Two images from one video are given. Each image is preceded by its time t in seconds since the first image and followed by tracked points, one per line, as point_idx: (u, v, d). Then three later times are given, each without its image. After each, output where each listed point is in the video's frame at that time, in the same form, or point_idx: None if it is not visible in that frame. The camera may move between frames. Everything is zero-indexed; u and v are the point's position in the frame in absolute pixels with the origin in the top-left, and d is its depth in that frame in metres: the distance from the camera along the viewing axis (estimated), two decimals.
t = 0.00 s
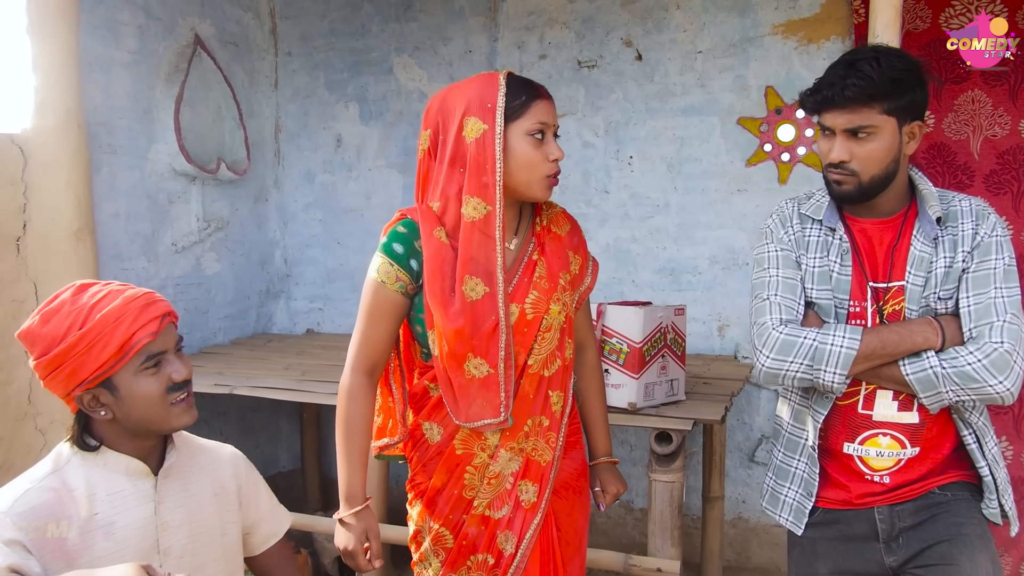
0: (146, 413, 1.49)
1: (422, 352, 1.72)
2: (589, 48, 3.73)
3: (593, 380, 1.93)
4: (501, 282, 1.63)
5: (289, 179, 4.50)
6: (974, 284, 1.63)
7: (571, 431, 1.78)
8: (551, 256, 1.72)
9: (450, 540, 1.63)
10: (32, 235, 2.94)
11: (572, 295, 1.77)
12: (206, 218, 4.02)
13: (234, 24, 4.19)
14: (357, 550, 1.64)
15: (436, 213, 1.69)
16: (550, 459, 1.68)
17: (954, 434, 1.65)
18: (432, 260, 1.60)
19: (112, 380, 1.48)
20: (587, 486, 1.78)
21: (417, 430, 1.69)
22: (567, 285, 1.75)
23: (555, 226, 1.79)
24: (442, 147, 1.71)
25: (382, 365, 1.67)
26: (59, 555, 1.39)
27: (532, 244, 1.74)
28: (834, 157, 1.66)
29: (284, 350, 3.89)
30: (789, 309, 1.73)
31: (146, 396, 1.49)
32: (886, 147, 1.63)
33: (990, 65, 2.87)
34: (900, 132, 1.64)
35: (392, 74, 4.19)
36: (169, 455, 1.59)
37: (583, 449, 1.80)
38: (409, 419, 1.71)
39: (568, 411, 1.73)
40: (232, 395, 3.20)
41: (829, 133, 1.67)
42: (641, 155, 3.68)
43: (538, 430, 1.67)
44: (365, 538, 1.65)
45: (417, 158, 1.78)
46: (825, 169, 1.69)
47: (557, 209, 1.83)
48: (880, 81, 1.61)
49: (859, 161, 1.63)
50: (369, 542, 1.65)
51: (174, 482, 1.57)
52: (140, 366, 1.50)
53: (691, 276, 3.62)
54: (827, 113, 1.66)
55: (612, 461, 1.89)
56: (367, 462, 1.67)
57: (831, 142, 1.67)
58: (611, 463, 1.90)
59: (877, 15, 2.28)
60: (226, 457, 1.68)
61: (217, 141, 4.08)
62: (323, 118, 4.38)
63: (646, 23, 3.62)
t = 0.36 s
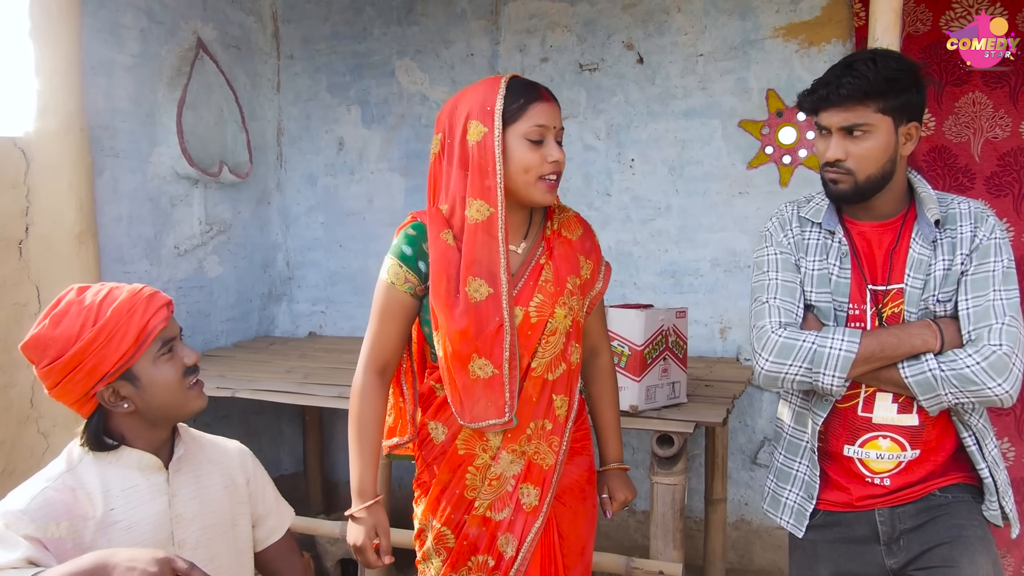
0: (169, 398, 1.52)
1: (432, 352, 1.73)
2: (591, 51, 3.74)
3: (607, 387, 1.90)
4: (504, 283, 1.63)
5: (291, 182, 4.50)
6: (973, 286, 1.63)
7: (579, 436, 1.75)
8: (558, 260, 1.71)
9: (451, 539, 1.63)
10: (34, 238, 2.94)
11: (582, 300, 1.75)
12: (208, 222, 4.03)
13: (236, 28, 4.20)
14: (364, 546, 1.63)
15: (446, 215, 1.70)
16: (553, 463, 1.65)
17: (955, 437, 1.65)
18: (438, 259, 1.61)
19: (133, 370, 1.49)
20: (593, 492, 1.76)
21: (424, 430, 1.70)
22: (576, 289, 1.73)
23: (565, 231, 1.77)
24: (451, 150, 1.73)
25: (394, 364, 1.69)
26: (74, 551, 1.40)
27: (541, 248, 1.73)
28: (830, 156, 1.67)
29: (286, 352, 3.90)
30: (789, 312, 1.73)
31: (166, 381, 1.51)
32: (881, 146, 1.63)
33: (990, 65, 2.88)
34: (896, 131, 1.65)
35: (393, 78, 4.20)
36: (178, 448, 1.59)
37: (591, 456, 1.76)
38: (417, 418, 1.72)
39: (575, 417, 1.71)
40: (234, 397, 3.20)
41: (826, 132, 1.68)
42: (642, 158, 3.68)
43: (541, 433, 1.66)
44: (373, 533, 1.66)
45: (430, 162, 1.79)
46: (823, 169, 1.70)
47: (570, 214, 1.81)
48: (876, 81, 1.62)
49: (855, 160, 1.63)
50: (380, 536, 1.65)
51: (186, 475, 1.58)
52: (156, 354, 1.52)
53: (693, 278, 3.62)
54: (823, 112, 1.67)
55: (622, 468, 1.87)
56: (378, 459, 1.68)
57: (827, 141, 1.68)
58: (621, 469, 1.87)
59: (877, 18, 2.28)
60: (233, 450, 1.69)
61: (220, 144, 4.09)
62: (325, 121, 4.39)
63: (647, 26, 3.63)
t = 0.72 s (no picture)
0: (175, 396, 1.53)
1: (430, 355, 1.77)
2: (588, 56, 3.75)
3: (617, 395, 1.80)
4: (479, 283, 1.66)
5: (289, 187, 4.51)
6: (966, 291, 1.64)
7: (571, 444, 1.72)
8: (543, 265, 1.68)
9: (436, 540, 1.66)
10: (32, 243, 2.94)
11: (570, 305, 1.72)
12: (206, 227, 4.04)
13: (235, 33, 4.22)
14: (362, 541, 1.68)
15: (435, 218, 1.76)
16: (537, 469, 1.63)
17: (949, 440, 1.66)
18: (419, 263, 1.67)
19: (138, 370, 1.49)
20: (587, 501, 1.73)
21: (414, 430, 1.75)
22: (562, 294, 1.69)
23: (557, 234, 1.74)
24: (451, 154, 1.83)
25: (394, 366, 1.75)
26: (82, 552, 1.40)
27: (528, 253, 1.71)
28: (825, 159, 1.67)
29: (284, 357, 3.90)
30: (783, 317, 1.74)
31: (170, 380, 1.53)
32: (876, 149, 1.64)
33: (990, 65, 2.88)
34: (891, 134, 1.66)
35: (391, 83, 4.21)
36: (178, 449, 1.60)
37: (581, 463, 1.73)
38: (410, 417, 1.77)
39: (561, 424, 1.67)
40: (232, 402, 3.20)
41: (821, 136, 1.69)
42: (640, 163, 3.70)
43: (523, 439, 1.64)
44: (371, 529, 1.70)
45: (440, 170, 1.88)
46: (818, 172, 1.70)
47: (564, 218, 1.77)
48: (871, 84, 1.63)
49: (851, 162, 1.64)
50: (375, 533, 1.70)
51: (186, 475, 1.58)
52: (158, 353, 1.53)
53: (690, 283, 3.63)
54: (818, 116, 1.68)
55: (633, 480, 1.76)
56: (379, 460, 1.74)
57: (822, 145, 1.69)
58: (632, 481, 1.77)
59: (872, 24, 2.30)
60: (226, 452, 1.70)
61: (218, 149, 4.10)
62: (324, 126, 4.40)
63: (644, 31, 3.64)
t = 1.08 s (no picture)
0: (166, 396, 1.51)
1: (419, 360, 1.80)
2: (583, 62, 3.77)
3: (607, 397, 1.75)
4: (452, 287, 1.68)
5: (285, 193, 4.52)
6: (958, 294, 1.65)
7: (557, 449, 1.70)
8: (519, 266, 1.68)
9: (424, 543, 1.67)
10: (30, 250, 2.92)
11: (550, 306, 1.70)
12: (203, 233, 4.04)
13: (231, 40, 4.23)
14: (325, 541, 1.75)
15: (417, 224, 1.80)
16: (516, 471, 1.62)
17: (942, 443, 1.67)
18: (398, 269, 1.71)
19: (129, 372, 1.46)
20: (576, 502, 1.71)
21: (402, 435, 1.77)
22: (538, 295, 1.68)
23: (535, 236, 1.73)
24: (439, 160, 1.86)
25: (383, 371, 1.80)
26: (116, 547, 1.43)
27: (506, 254, 1.71)
28: (821, 165, 1.68)
29: (282, 363, 3.90)
30: (776, 321, 1.75)
31: (161, 380, 1.50)
32: (870, 153, 1.65)
33: (990, 65, 2.89)
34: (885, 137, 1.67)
35: (387, 89, 4.22)
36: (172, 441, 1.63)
37: (565, 471, 1.69)
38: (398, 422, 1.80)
39: (539, 426, 1.66)
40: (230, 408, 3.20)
41: (816, 142, 1.70)
42: (635, 167, 3.71)
43: (501, 441, 1.63)
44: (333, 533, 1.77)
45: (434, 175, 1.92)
46: (813, 177, 1.71)
47: (544, 219, 1.77)
48: (864, 89, 1.64)
49: (846, 167, 1.65)
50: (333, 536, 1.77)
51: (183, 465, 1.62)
52: (146, 354, 1.50)
53: (686, 287, 3.64)
54: (812, 122, 1.69)
55: (616, 485, 1.70)
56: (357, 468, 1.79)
57: (817, 150, 1.70)
58: (615, 487, 1.70)
59: (863, 29, 2.31)
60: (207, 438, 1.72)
61: (214, 156, 4.11)
62: (320, 132, 4.41)
63: (639, 37, 3.66)
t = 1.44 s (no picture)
0: (140, 429, 1.51)
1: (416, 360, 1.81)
2: (582, 64, 3.78)
3: (604, 399, 1.75)
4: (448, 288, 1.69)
5: (285, 196, 4.53)
6: (957, 294, 1.65)
7: (553, 450, 1.70)
8: (514, 267, 1.69)
9: (422, 542, 1.69)
10: (31, 254, 2.96)
11: (545, 306, 1.70)
12: (203, 236, 4.05)
13: (231, 44, 4.24)
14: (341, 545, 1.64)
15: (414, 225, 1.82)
16: (512, 471, 1.63)
17: (941, 443, 1.68)
18: (395, 270, 1.73)
19: (111, 396, 1.51)
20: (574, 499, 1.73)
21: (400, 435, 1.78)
22: (533, 295, 1.68)
23: (529, 236, 1.73)
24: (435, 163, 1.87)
25: (384, 374, 1.83)
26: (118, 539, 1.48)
27: (501, 255, 1.72)
28: (821, 166, 1.69)
29: (282, 365, 3.91)
30: (776, 321, 1.76)
31: (137, 413, 1.50)
32: (870, 153, 1.66)
33: (990, 65, 2.90)
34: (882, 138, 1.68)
35: (387, 92, 4.23)
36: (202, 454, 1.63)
37: (562, 472, 1.70)
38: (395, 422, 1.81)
39: (534, 425, 1.66)
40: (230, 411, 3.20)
41: (815, 143, 1.71)
42: (634, 169, 3.72)
43: (497, 441, 1.63)
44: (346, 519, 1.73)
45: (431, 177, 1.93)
46: (813, 178, 1.72)
47: (540, 219, 1.77)
48: (862, 89, 1.66)
49: (846, 167, 1.66)
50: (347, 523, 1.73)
51: (203, 478, 1.61)
52: (130, 386, 1.51)
53: (685, 288, 3.65)
54: (811, 124, 1.70)
55: (613, 487, 1.71)
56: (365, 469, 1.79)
57: (816, 151, 1.71)
58: (613, 489, 1.71)
59: (861, 32, 2.32)
60: (250, 454, 1.71)
61: (214, 159, 4.11)
62: (319, 135, 4.42)
63: (637, 39, 3.67)
